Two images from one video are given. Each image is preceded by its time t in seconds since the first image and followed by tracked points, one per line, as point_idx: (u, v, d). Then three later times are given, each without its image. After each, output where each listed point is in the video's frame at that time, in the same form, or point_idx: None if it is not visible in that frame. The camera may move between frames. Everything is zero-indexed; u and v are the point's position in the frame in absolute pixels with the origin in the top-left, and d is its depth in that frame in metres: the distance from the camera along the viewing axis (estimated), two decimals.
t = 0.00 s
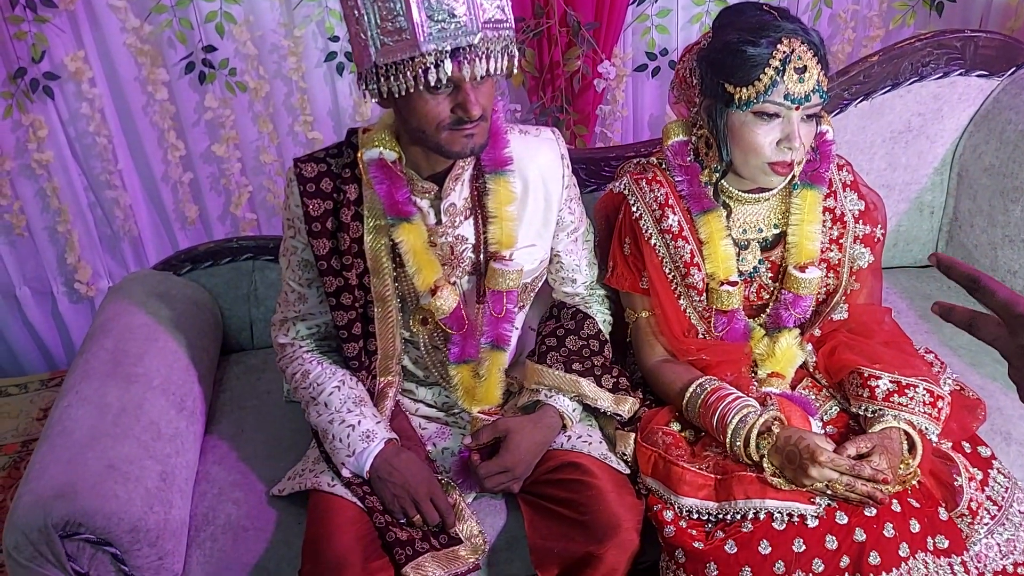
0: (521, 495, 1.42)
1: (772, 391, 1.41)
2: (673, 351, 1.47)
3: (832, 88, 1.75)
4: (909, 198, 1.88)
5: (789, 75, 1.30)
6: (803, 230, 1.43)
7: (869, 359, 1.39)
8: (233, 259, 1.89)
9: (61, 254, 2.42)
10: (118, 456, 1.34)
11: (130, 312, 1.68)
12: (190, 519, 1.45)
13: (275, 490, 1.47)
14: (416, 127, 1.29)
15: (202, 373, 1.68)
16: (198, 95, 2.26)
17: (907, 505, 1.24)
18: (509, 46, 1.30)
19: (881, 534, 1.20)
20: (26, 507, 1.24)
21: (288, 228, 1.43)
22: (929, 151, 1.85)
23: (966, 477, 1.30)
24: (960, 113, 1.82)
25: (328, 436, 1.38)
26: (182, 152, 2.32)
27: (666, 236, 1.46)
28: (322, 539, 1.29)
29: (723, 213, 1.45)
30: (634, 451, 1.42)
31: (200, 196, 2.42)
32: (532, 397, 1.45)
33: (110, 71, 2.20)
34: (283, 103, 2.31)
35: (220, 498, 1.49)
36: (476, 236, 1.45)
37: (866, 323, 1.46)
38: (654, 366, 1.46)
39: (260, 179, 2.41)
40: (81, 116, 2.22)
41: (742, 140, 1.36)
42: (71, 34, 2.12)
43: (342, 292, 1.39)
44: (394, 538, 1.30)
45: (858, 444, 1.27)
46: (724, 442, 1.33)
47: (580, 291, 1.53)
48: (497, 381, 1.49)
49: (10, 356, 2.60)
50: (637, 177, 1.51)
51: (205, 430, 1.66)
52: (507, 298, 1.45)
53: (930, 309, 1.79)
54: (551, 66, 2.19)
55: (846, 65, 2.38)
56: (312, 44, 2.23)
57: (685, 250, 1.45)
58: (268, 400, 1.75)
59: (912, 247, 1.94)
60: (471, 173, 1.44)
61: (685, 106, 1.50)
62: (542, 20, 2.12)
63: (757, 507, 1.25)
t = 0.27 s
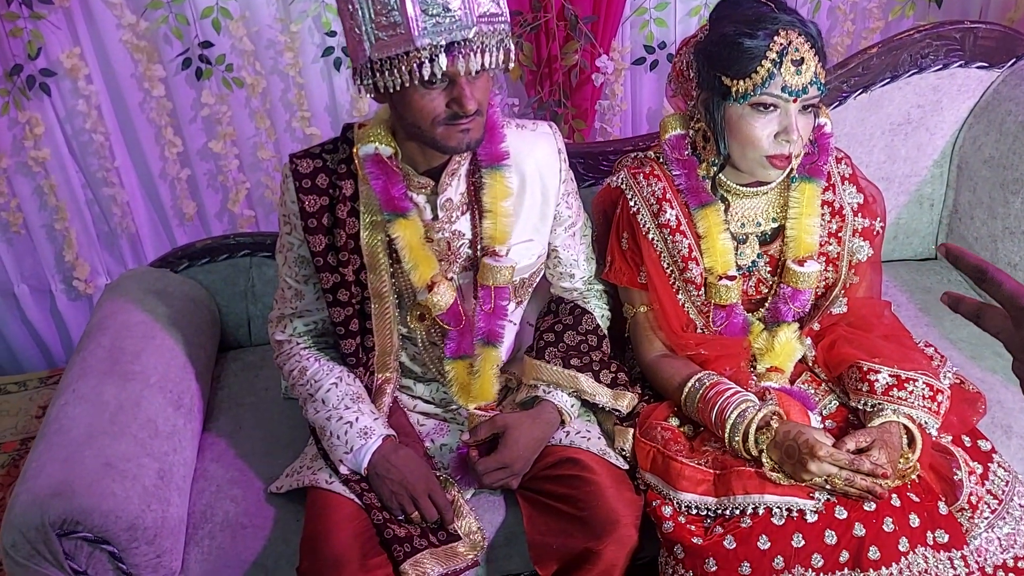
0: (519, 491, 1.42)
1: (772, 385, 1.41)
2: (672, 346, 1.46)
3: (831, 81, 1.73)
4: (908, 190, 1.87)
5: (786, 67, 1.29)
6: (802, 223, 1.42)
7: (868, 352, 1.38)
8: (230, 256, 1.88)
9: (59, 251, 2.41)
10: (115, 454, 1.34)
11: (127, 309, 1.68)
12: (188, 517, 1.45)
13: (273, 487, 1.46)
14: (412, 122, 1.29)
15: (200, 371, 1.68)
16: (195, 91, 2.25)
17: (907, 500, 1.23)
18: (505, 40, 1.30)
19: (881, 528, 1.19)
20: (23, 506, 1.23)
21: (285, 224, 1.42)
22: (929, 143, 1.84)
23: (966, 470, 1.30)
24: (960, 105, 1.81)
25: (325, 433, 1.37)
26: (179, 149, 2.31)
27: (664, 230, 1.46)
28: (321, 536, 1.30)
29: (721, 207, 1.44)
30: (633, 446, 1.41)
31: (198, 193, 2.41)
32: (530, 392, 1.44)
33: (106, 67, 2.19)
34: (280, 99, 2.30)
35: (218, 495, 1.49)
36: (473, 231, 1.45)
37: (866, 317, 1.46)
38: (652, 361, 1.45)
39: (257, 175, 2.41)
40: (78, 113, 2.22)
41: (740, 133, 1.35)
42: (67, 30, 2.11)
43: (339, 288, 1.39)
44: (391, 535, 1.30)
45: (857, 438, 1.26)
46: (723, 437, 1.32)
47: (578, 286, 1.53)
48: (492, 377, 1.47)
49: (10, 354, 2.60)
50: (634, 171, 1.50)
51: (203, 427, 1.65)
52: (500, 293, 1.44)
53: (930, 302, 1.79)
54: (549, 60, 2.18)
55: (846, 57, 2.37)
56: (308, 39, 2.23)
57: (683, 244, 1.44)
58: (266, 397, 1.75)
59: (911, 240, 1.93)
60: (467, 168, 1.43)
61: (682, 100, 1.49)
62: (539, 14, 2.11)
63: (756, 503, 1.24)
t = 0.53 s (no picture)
0: (520, 488, 1.41)
1: (774, 379, 1.40)
2: (673, 341, 1.45)
3: (831, 74, 1.73)
4: (909, 183, 1.86)
5: (786, 59, 1.28)
6: (803, 217, 1.41)
7: (870, 346, 1.38)
8: (228, 253, 1.87)
9: (57, 250, 2.40)
10: (114, 453, 1.33)
11: (126, 307, 1.67)
12: (188, 515, 1.44)
13: (273, 485, 1.46)
14: (411, 117, 1.28)
15: (199, 368, 1.67)
16: (193, 88, 2.24)
17: (910, 494, 1.23)
18: (504, 34, 1.29)
19: (884, 523, 1.19)
20: (22, 505, 1.23)
21: (284, 221, 1.42)
22: (930, 136, 1.83)
23: (970, 464, 1.29)
24: (961, 98, 1.80)
25: (326, 431, 1.37)
26: (177, 146, 2.30)
27: (665, 225, 1.45)
28: (321, 533, 1.29)
29: (722, 201, 1.43)
30: (635, 442, 1.41)
31: (196, 190, 2.40)
32: (531, 388, 1.43)
33: (103, 64, 2.18)
34: (278, 95, 2.29)
35: (218, 493, 1.48)
36: (473, 227, 1.44)
37: (868, 311, 1.45)
38: (653, 357, 1.45)
39: (255, 172, 2.40)
40: (75, 111, 2.21)
41: (741, 126, 1.34)
42: (64, 27, 2.10)
43: (339, 285, 1.39)
44: (393, 532, 1.30)
45: (860, 432, 1.26)
46: (725, 432, 1.31)
47: (579, 281, 1.52)
48: (491, 373, 1.47)
49: (9, 353, 2.59)
50: (634, 166, 1.49)
51: (202, 425, 1.65)
52: (501, 289, 1.43)
53: (932, 296, 1.78)
54: (548, 55, 2.17)
55: (846, 51, 2.36)
56: (306, 35, 2.22)
57: (683, 239, 1.43)
58: (265, 394, 1.74)
59: (913, 233, 1.93)
60: (468, 164, 1.42)
61: (682, 94, 1.49)
62: (538, 9, 2.10)
63: (759, 497, 1.24)
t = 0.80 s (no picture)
0: (517, 480, 1.40)
1: (770, 372, 1.40)
2: (669, 333, 1.45)
3: (826, 67, 1.74)
4: (904, 176, 1.86)
5: (782, 49, 1.28)
6: (799, 208, 1.41)
7: (866, 338, 1.37)
8: (222, 246, 1.87)
9: (49, 244, 2.39)
10: (107, 445, 1.33)
11: (119, 300, 1.66)
12: (183, 508, 1.44)
13: (268, 478, 1.45)
14: (407, 108, 1.27)
15: (193, 362, 1.66)
16: (186, 81, 2.23)
17: (905, 485, 1.23)
18: (500, 24, 1.28)
19: (879, 513, 1.19)
20: (15, 498, 1.22)
21: (278, 213, 1.41)
22: (925, 129, 1.83)
23: (965, 455, 1.29)
24: (956, 90, 1.80)
25: (321, 424, 1.36)
26: (171, 140, 2.29)
27: (661, 217, 1.44)
28: (316, 526, 1.29)
29: (718, 193, 1.43)
30: (631, 434, 1.40)
31: (189, 184, 2.39)
32: (527, 380, 1.43)
33: (96, 58, 2.17)
34: (272, 89, 2.28)
35: (212, 487, 1.48)
36: (469, 219, 1.44)
37: (863, 302, 1.44)
38: (649, 349, 1.45)
39: (249, 166, 2.39)
40: (67, 104, 2.19)
41: (736, 117, 1.34)
42: (56, 20, 2.09)
43: (334, 277, 1.38)
44: (389, 524, 1.30)
45: (855, 424, 1.26)
46: (721, 424, 1.31)
47: (575, 274, 1.51)
48: (488, 365, 1.47)
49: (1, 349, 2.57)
50: (630, 158, 1.49)
51: (196, 418, 1.64)
52: (498, 281, 1.43)
53: (926, 289, 1.78)
54: (543, 49, 2.16)
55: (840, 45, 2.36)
56: (300, 28, 2.21)
57: (679, 231, 1.43)
58: (259, 388, 1.74)
59: (908, 226, 1.93)
60: (463, 156, 1.42)
61: (677, 86, 1.48)
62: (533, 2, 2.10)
63: (755, 489, 1.24)
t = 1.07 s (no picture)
0: (502, 476, 1.41)
1: (753, 366, 1.40)
2: (653, 329, 1.46)
3: (810, 61, 1.76)
4: (887, 171, 1.87)
5: (763, 44, 1.28)
6: (781, 203, 1.42)
7: (849, 333, 1.38)
8: (206, 244, 1.85)
9: (32, 242, 2.37)
10: (89, 444, 1.32)
11: (101, 299, 1.65)
12: (167, 507, 1.43)
13: (252, 476, 1.45)
14: (388, 105, 1.27)
15: (177, 360, 1.65)
16: (169, 78, 2.22)
17: (887, 478, 1.23)
18: (482, 20, 1.28)
19: (862, 507, 1.20)
20: None
21: (261, 210, 1.40)
22: (908, 124, 1.83)
23: (947, 449, 1.30)
24: (939, 85, 1.81)
25: (305, 421, 1.36)
26: (154, 137, 2.28)
27: (644, 213, 1.45)
28: (299, 525, 1.29)
29: (700, 188, 1.44)
30: (615, 430, 1.41)
31: (173, 181, 2.38)
32: (512, 376, 1.44)
33: (78, 55, 2.15)
34: (256, 85, 2.27)
35: (196, 485, 1.47)
36: (452, 216, 1.43)
37: (845, 297, 1.46)
38: (634, 344, 1.45)
39: (233, 164, 2.38)
40: (49, 102, 2.17)
41: (718, 113, 1.34)
42: (37, 17, 2.07)
43: (317, 275, 1.38)
44: (373, 522, 1.30)
45: (837, 419, 1.26)
46: (704, 419, 1.32)
47: (559, 270, 1.50)
48: (475, 362, 1.46)
49: None
50: (613, 153, 1.49)
51: (180, 417, 1.63)
52: (484, 277, 1.43)
53: (909, 283, 1.79)
54: (528, 44, 2.16)
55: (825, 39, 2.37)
56: (283, 24, 2.20)
57: (662, 227, 1.43)
58: (244, 386, 1.73)
59: (891, 220, 1.93)
60: (446, 152, 1.41)
61: (660, 82, 1.48)
62: None
63: (738, 484, 1.24)
